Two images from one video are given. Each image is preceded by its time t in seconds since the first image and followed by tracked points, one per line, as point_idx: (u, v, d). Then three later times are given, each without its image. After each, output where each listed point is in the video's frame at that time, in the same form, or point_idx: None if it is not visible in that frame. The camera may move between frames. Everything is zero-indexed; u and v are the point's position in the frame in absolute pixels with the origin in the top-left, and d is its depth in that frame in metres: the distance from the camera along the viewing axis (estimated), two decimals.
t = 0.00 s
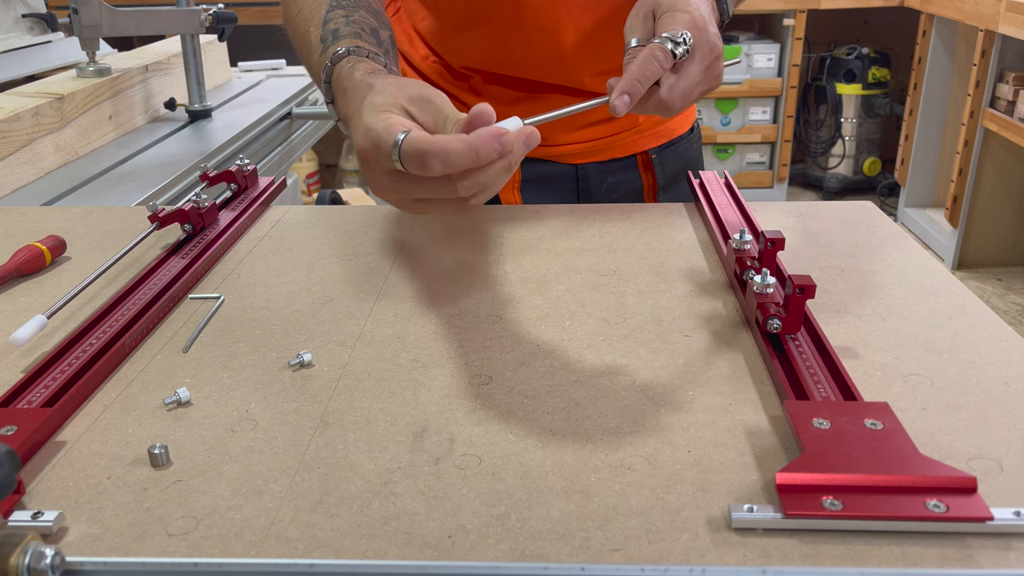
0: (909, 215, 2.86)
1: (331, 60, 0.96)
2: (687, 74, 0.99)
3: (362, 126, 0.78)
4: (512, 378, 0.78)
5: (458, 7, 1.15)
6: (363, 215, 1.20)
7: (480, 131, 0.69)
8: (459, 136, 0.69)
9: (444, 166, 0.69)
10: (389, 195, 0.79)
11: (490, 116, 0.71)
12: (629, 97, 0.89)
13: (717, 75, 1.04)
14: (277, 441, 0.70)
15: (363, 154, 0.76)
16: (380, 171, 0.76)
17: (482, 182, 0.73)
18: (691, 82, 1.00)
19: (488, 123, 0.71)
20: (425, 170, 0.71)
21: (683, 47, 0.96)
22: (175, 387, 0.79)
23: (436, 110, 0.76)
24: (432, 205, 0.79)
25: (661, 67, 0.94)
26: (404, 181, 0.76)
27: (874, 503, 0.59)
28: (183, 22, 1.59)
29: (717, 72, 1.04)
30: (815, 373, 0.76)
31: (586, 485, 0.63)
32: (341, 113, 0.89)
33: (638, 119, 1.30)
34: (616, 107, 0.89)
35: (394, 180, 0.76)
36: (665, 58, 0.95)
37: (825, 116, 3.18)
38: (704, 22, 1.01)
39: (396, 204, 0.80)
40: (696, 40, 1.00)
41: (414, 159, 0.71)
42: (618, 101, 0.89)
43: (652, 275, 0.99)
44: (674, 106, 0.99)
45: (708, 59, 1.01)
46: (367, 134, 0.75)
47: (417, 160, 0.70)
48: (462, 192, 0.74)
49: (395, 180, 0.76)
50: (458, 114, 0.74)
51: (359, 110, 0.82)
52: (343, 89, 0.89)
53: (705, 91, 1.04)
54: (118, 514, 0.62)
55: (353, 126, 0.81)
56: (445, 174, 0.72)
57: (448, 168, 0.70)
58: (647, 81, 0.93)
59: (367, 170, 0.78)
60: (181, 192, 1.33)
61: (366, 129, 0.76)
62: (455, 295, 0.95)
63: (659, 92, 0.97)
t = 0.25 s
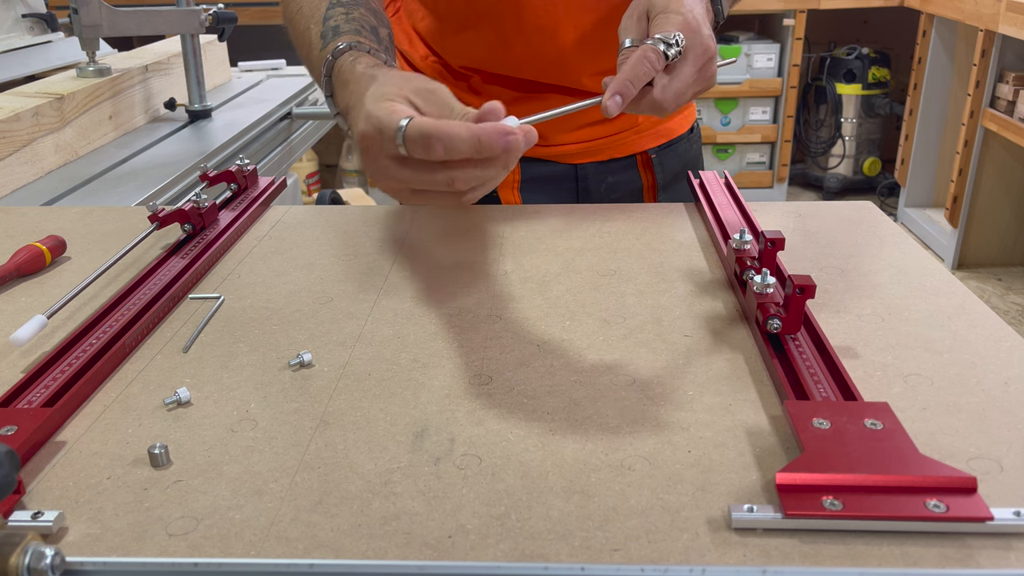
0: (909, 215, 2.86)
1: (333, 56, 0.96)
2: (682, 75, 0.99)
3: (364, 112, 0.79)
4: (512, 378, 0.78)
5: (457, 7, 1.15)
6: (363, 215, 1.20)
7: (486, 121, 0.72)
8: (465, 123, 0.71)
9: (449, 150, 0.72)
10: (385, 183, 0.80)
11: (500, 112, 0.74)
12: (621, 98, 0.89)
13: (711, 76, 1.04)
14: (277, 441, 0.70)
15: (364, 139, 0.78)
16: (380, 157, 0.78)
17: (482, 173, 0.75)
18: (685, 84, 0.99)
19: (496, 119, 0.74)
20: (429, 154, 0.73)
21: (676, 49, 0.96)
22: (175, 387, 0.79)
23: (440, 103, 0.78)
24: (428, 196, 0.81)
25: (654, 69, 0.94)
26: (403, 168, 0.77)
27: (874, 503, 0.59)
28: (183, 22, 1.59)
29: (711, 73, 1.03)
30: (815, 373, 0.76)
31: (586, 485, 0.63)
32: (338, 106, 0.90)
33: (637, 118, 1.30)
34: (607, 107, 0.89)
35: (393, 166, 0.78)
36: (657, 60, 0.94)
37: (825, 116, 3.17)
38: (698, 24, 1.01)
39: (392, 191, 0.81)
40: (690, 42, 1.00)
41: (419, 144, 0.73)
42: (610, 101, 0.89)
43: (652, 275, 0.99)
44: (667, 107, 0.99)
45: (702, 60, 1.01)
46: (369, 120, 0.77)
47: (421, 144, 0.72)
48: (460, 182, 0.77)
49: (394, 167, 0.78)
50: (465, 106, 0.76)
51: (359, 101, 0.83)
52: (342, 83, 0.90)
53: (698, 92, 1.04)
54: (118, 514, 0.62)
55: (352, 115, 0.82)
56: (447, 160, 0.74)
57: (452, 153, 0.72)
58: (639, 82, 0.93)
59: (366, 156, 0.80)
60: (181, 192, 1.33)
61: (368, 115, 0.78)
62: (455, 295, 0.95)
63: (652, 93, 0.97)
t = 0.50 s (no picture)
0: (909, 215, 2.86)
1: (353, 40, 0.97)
2: (677, 73, 0.99)
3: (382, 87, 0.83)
4: (513, 378, 0.78)
5: (457, 7, 1.16)
6: (363, 215, 1.20)
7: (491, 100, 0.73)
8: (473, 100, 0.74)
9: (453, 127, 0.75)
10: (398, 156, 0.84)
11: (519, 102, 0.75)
12: (619, 92, 0.88)
13: (703, 77, 1.04)
14: (277, 441, 0.70)
15: (380, 111, 0.82)
16: (394, 129, 0.82)
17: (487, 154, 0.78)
18: (678, 81, 0.99)
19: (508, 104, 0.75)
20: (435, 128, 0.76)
21: (671, 46, 0.96)
22: (175, 387, 0.79)
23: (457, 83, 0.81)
24: (438, 174, 0.84)
25: (650, 65, 0.93)
26: (414, 142, 0.81)
27: (874, 503, 0.59)
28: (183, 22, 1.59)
29: (703, 74, 1.04)
30: (815, 373, 0.76)
31: (586, 485, 0.63)
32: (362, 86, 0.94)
33: (638, 118, 1.30)
34: (606, 101, 0.87)
35: (406, 141, 0.82)
36: (653, 56, 0.94)
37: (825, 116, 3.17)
38: (693, 24, 1.01)
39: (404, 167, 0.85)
40: (684, 42, 1.00)
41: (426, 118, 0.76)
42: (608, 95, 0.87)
43: (653, 275, 0.99)
44: (661, 105, 0.98)
45: (695, 59, 1.01)
46: (386, 93, 0.81)
47: (428, 118, 0.76)
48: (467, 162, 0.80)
49: (406, 141, 0.82)
50: (481, 90, 0.79)
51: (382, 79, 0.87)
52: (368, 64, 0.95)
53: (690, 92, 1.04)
54: (118, 514, 0.62)
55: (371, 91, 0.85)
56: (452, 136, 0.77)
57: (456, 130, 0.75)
58: (635, 79, 0.92)
59: (381, 129, 0.84)
60: (181, 192, 1.33)
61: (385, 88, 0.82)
62: (454, 296, 0.95)
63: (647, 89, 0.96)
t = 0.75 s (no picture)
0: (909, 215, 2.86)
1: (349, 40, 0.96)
2: (673, 77, 0.99)
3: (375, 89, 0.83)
4: (513, 378, 0.78)
5: (458, 7, 1.16)
6: (363, 215, 1.20)
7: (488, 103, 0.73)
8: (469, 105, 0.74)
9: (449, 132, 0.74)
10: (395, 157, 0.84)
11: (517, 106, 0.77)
12: (617, 95, 0.89)
13: (698, 84, 1.04)
14: (277, 441, 0.70)
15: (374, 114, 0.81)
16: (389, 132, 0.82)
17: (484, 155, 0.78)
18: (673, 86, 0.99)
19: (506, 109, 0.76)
20: (432, 134, 0.76)
21: (670, 51, 0.96)
22: (175, 387, 0.79)
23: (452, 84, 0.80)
24: (436, 175, 0.85)
25: (648, 68, 0.94)
26: (411, 145, 0.81)
27: (874, 503, 0.59)
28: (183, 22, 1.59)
29: (697, 81, 1.04)
30: (815, 373, 0.76)
31: (586, 485, 0.63)
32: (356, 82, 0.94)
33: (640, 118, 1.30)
34: (603, 104, 0.88)
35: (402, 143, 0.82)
36: (650, 61, 0.95)
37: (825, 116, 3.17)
38: (692, 30, 1.02)
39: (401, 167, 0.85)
40: (683, 48, 1.00)
41: (422, 124, 0.76)
42: (605, 98, 0.88)
43: (653, 275, 0.99)
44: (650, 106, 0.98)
45: (693, 66, 1.01)
46: (378, 97, 0.80)
47: (424, 124, 0.75)
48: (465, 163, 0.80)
49: (403, 144, 0.81)
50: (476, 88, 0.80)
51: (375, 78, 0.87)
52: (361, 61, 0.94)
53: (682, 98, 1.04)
54: (118, 514, 0.62)
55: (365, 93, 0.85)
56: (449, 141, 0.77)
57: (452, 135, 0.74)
58: (632, 83, 0.93)
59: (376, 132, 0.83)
60: (181, 192, 1.33)
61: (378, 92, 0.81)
62: (454, 296, 0.95)
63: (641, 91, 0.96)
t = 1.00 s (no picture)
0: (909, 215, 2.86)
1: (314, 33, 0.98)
2: (685, 63, 0.99)
3: (358, 77, 0.82)
4: (513, 379, 0.78)
5: (459, 7, 1.16)
6: (363, 215, 1.20)
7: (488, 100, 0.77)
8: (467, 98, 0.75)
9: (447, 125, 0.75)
10: (375, 147, 0.84)
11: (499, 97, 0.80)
12: (625, 85, 0.88)
13: (717, 67, 1.05)
14: (277, 441, 0.70)
15: (360, 102, 0.81)
16: (374, 121, 0.81)
17: (474, 148, 0.79)
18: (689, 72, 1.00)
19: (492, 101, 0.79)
20: (427, 127, 0.76)
21: (678, 39, 0.97)
22: (175, 387, 0.79)
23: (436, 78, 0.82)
24: (416, 166, 0.84)
25: (653, 58, 0.94)
26: (396, 135, 0.81)
27: (874, 503, 0.59)
28: (183, 22, 1.59)
29: (716, 65, 1.04)
30: (815, 373, 0.76)
31: (586, 485, 0.63)
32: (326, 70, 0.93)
33: (641, 119, 1.30)
34: (612, 94, 0.88)
35: (387, 133, 0.81)
36: (658, 49, 0.95)
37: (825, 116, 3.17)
38: (702, 15, 1.02)
39: (378, 157, 0.84)
40: (693, 33, 1.00)
41: (418, 117, 0.76)
42: (613, 88, 0.88)
43: (653, 275, 0.99)
44: (669, 95, 1.00)
45: (706, 50, 1.01)
46: (366, 85, 0.80)
47: (420, 116, 0.76)
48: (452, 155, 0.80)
49: (389, 135, 0.81)
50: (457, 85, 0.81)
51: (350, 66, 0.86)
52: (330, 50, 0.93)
53: (703, 84, 1.05)
54: (118, 514, 0.62)
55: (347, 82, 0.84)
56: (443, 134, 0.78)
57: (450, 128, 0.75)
58: (638, 73, 0.93)
59: (359, 120, 0.82)
60: (181, 192, 1.33)
61: (365, 80, 0.80)
62: (454, 295, 0.95)
63: (655, 80, 0.98)
